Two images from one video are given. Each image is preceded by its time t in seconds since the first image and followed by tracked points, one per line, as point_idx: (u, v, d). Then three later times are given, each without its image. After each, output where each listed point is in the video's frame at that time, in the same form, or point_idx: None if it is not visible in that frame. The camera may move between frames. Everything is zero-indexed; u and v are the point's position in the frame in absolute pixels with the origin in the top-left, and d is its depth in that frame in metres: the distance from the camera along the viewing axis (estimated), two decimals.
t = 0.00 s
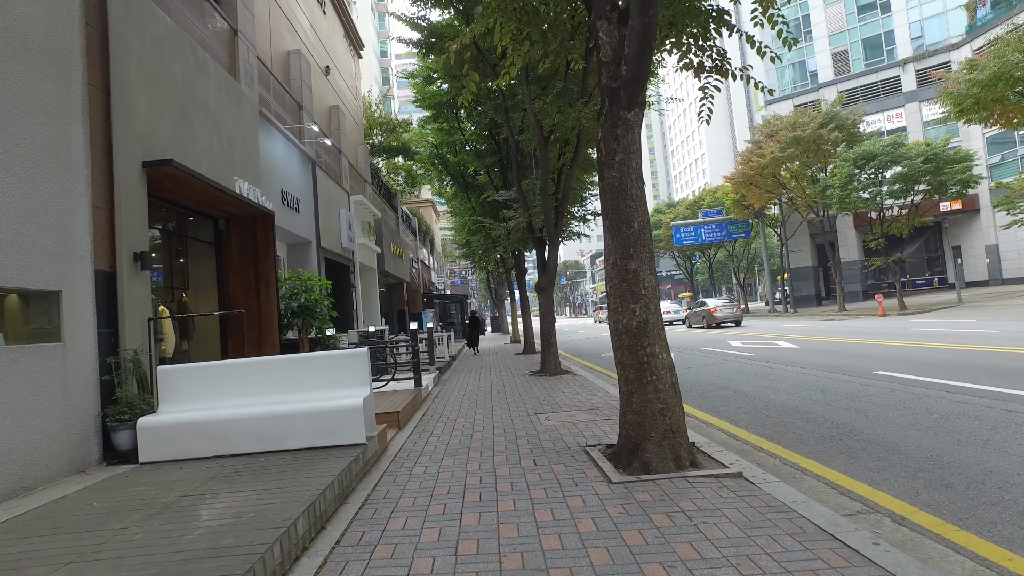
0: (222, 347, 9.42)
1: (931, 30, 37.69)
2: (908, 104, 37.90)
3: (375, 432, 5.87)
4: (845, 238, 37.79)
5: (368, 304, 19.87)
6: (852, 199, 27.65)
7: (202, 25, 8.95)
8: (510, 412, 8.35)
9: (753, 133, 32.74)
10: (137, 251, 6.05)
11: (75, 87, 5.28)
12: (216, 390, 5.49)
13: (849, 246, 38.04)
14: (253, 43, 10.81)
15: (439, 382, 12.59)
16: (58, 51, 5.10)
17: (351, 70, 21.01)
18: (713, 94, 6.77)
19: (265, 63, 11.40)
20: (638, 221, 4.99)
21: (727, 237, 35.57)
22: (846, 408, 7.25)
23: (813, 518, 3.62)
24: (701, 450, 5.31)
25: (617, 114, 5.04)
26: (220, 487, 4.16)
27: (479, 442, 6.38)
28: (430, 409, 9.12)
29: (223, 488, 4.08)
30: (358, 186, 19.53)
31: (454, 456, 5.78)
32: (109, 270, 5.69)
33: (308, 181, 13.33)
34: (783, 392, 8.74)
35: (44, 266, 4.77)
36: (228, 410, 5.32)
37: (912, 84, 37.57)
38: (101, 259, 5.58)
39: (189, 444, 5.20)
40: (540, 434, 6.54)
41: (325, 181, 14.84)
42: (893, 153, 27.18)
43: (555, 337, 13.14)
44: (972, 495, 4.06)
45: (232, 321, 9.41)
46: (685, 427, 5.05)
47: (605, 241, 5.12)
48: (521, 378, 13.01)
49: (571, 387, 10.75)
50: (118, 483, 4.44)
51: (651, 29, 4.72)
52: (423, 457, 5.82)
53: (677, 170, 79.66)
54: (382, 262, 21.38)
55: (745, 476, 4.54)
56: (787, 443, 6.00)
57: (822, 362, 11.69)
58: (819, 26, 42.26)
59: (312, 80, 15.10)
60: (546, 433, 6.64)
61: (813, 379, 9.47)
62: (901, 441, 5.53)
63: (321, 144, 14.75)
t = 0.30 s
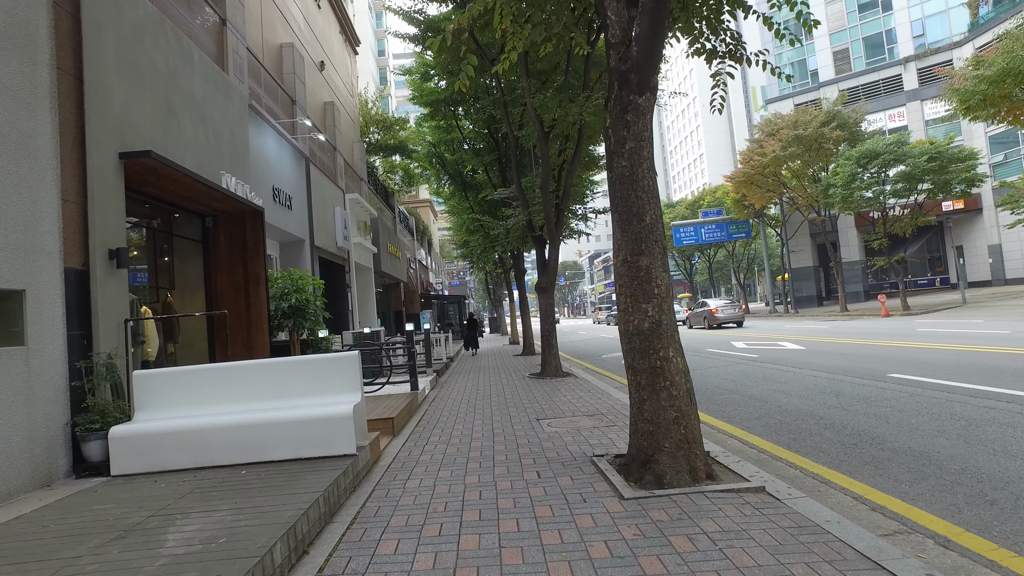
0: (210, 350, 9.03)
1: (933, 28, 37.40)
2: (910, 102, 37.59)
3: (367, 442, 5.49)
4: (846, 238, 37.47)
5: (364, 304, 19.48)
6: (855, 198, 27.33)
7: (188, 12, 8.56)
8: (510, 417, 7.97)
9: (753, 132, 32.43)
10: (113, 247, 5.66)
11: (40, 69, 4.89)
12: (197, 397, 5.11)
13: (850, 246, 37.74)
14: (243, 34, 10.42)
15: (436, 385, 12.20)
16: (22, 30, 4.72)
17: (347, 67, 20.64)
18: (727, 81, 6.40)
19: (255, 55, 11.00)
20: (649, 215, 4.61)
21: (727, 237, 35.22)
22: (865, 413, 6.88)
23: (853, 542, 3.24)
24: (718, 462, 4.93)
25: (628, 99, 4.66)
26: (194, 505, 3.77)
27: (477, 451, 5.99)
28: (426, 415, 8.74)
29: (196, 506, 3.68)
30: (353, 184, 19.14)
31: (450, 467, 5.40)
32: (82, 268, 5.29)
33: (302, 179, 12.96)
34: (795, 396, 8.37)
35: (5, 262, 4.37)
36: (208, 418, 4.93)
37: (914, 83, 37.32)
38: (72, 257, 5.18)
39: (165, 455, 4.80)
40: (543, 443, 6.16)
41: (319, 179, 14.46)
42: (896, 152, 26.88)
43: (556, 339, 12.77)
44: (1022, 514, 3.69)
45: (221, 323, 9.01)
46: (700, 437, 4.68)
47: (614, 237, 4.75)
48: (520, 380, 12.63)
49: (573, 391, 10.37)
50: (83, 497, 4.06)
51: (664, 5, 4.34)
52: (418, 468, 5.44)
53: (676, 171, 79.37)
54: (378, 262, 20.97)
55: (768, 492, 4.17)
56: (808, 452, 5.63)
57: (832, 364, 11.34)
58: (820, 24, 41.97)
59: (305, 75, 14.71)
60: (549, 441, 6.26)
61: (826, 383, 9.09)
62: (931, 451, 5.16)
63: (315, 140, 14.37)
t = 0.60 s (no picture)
0: (194, 354, 8.64)
1: (929, 29, 37.33)
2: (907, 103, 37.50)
3: (357, 454, 5.14)
4: (842, 239, 37.35)
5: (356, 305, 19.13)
6: (853, 199, 27.18)
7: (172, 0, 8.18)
8: (508, 426, 7.64)
9: (750, 132, 32.23)
10: (85, 246, 5.28)
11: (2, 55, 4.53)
12: (173, 407, 4.75)
13: (847, 247, 37.61)
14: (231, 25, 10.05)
15: (430, 390, 11.86)
16: None
17: (340, 63, 20.29)
18: (738, 72, 6.10)
19: (244, 47, 10.64)
20: (661, 212, 4.29)
21: (723, 238, 35.02)
22: (878, 421, 6.59)
23: None
24: (731, 476, 4.61)
25: (638, 87, 4.33)
26: (161, 529, 3.42)
27: (474, 464, 5.65)
28: (419, 422, 8.41)
29: (163, 532, 3.33)
30: (346, 183, 18.77)
31: (445, 483, 5.06)
32: (50, 269, 4.92)
33: (292, 177, 12.60)
34: (802, 402, 8.06)
35: None
36: (184, 430, 4.57)
37: (911, 84, 37.25)
38: (39, 256, 4.81)
39: (136, 471, 4.43)
40: (543, 455, 5.82)
41: (311, 177, 14.10)
42: (894, 153, 26.71)
43: (553, 341, 12.45)
44: None
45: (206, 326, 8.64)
46: (715, 451, 4.35)
47: (622, 236, 4.43)
48: (516, 384, 12.30)
49: (571, 396, 10.04)
50: (39, 521, 3.69)
51: None
52: (411, 483, 5.09)
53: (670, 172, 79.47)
54: (371, 263, 20.59)
55: (790, 512, 3.84)
56: (824, 465, 5.31)
57: (836, 368, 11.06)
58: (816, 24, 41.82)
59: (297, 70, 14.36)
60: (549, 452, 5.92)
61: (833, 388, 8.79)
62: (957, 464, 4.85)
63: (306, 137, 14.01)
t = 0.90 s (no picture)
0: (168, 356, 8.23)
1: (916, 30, 37.52)
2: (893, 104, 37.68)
3: (337, 463, 4.80)
4: (829, 239, 37.45)
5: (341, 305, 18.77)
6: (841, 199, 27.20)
7: None
8: (497, 430, 7.33)
9: (739, 132, 32.23)
10: (42, 240, 4.92)
11: None
12: (134, 413, 4.38)
13: (834, 247, 37.66)
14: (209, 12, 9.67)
15: (416, 392, 11.51)
16: None
17: (326, 58, 19.94)
18: (741, 59, 5.84)
19: (223, 36, 10.26)
20: (665, 203, 3.99)
21: (711, 238, 34.97)
22: (882, 423, 6.35)
23: None
24: (737, 485, 4.32)
25: (639, 68, 4.04)
26: (112, 550, 3.07)
27: (462, 472, 5.32)
28: (403, 426, 8.05)
29: (113, 555, 2.98)
30: (331, 180, 18.40)
31: (432, 493, 4.74)
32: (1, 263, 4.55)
33: (274, 173, 12.20)
34: (801, 404, 7.81)
35: None
36: (147, 438, 4.20)
37: (897, 85, 37.40)
38: None
39: (93, 483, 4.05)
40: (536, 462, 5.53)
41: (293, 174, 13.70)
42: (882, 153, 26.84)
43: (543, 342, 12.17)
44: None
45: (181, 327, 8.26)
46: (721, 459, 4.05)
47: (623, 228, 4.13)
48: (505, 386, 12.00)
49: (562, 398, 9.74)
50: None
51: None
52: (395, 493, 4.75)
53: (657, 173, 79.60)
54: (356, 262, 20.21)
55: (805, 524, 3.55)
56: (831, 471, 5.05)
57: (832, 368, 10.85)
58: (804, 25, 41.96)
59: (280, 63, 13.98)
60: (541, 459, 5.62)
61: (831, 390, 8.55)
62: (972, 470, 4.60)
63: (289, 131, 13.63)
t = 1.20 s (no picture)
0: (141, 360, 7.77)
1: (907, 31, 37.41)
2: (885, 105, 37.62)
3: (314, 479, 4.40)
4: (822, 240, 37.33)
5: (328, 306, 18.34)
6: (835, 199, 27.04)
7: None
8: (488, 439, 6.97)
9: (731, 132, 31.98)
10: None
11: None
12: (88, 425, 3.94)
13: (826, 248, 37.47)
14: None
15: (404, 396, 11.12)
16: None
17: (312, 54, 19.48)
18: (749, 42, 5.46)
19: (202, 25, 9.83)
20: (673, 193, 3.63)
21: (704, 238, 34.75)
22: (895, 431, 6.01)
23: None
24: (751, 503, 3.97)
25: (644, 46, 3.69)
26: None
27: (450, 488, 4.95)
28: (389, 434, 7.69)
29: None
30: (317, 178, 17.96)
31: (416, 512, 4.37)
32: None
33: (257, 169, 11.76)
34: (806, 410, 7.47)
35: None
36: (101, 453, 3.79)
37: (889, 85, 37.29)
38: None
39: (38, 506, 3.63)
40: (530, 476, 5.17)
41: (277, 171, 13.26)
42: (876, 152, 26.69)
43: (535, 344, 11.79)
44: None
45: (154, 328, 7.75)
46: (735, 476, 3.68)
47: (627, 222, 3.77)
48: (497, 390, 11.62)
49: (556, 403, 9.38)
50: None
51: None
52: (377, 512, 4.37)
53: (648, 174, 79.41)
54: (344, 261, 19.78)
55: (831, 550, 3.21)
56: (847, 484, 4.71)
57: (833, 371, 10.53)
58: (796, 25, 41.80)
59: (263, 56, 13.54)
60: (536, 472, 5.25)
61: (836, 394, 8.23)
62: (1001, 485, 4.26)
63: (272, 126, 13.20)
